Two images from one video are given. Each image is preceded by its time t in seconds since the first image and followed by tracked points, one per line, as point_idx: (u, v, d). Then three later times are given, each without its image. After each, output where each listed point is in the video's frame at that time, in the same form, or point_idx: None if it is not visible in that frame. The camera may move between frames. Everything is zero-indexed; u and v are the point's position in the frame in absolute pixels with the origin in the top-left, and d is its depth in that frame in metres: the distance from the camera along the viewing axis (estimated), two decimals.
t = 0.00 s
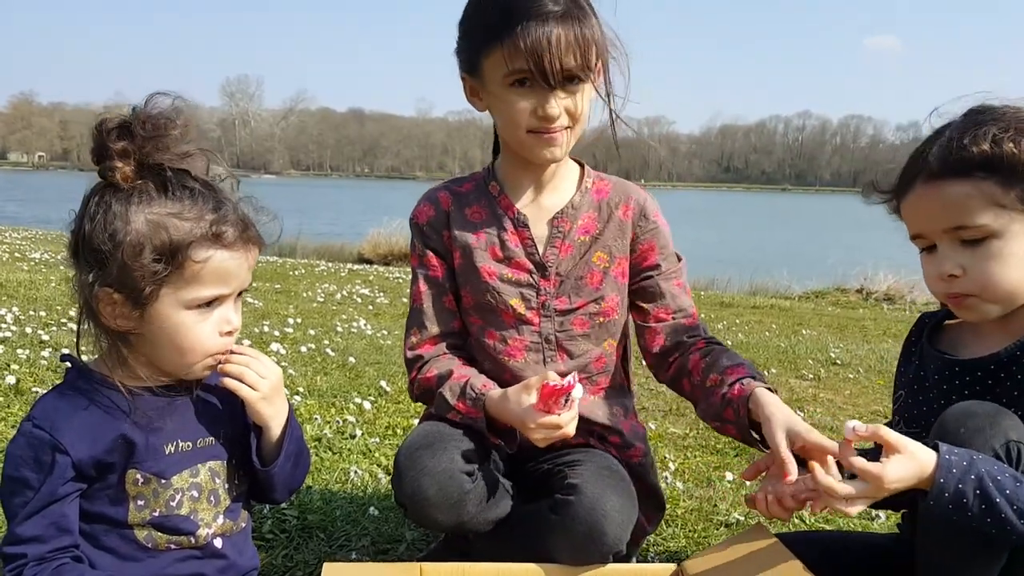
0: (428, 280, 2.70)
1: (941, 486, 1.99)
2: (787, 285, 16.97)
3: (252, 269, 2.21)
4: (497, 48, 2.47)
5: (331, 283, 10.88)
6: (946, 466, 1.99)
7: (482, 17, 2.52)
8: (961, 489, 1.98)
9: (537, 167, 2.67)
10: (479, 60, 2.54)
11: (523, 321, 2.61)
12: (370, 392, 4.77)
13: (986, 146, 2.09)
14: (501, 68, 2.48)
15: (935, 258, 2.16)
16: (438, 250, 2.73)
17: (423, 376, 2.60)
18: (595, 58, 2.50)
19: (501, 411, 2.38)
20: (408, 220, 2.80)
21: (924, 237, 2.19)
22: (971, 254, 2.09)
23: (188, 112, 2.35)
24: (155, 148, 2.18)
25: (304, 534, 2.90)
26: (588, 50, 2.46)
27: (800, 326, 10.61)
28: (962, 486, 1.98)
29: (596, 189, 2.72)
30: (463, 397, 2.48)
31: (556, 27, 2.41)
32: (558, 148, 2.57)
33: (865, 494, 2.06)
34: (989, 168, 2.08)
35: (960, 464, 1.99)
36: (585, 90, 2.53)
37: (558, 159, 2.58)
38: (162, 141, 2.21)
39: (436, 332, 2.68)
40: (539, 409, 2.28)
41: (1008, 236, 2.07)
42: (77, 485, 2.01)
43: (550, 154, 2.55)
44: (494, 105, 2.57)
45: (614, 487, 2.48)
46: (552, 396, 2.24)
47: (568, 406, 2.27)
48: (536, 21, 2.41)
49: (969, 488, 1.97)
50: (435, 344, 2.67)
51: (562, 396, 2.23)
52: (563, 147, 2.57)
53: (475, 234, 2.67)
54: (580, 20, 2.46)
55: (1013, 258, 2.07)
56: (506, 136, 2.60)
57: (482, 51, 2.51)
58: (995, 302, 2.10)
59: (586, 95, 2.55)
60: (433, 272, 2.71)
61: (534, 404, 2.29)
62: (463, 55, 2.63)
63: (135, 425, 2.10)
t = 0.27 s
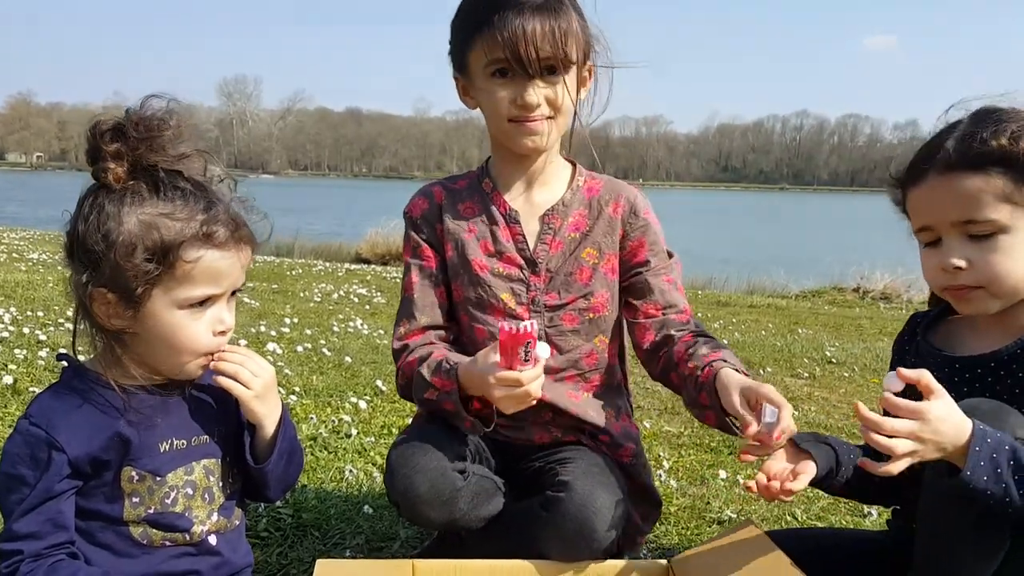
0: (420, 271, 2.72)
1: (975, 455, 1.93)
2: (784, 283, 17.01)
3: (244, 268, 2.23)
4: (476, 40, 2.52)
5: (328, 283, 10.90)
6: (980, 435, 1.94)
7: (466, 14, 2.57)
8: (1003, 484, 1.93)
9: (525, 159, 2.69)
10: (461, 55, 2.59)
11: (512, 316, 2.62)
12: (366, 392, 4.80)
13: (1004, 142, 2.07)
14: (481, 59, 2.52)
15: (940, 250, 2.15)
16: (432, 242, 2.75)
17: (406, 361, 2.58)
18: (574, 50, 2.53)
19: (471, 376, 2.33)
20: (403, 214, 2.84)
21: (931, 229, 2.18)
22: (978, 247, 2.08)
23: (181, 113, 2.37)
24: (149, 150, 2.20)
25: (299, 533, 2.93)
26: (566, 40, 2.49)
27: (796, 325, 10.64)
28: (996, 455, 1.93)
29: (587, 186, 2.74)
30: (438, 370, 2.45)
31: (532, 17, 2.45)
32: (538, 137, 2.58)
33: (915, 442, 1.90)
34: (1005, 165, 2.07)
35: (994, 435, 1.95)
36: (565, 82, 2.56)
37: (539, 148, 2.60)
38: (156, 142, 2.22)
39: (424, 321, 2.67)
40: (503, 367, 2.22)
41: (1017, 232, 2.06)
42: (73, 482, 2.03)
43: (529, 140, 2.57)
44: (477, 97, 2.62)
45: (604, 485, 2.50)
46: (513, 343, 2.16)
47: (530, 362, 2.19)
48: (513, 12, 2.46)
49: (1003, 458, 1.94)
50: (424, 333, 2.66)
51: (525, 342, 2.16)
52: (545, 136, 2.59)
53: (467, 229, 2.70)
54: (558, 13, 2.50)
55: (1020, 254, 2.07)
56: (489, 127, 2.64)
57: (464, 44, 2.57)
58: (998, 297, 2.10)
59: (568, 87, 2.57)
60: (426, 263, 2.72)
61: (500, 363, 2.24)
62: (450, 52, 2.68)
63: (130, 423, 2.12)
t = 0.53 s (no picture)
0: (424, 262, 2.73)
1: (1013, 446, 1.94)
2: (784, 283, 17.02)
3: (245, 265, 2.25)
4: (477, 40, 2.54)
5: (329, 282, 10.92)
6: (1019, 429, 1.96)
7: (467, 14, 2.59)
8: None
9: (526, 156, 2.70)
10: (463, 55, 2.62)
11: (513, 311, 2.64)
12: (368, 390, 4.81)
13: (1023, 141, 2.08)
14: (481, 58, 2.55)
15: (950, 240, 2.17)
16: (435, 236, 2.76)
17: (405, 349, 2.60)
18: (573, 49, 2.55)
19: (458, 350, 2.41)
20: (407, 209, 2.85)
21: (943, 220, 2.19)
22: (990, 240, 2.09)
23: (182, 111, 2.38)
24: (151, 148, 2.22)
25: (302, 528, 2.94)
26: (563, 38, 2.51)
27: (796, 324, 10.66)
28: None
29: (589, 184, 2.74)
30: (432, 350, 2.50)
31: (530, 17, 2.47)
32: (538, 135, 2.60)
33: (950, 431, 1.93)
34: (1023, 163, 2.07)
35: None
36: (564, 80, 2.58)
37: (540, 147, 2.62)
38: (158, 140, 2.24)
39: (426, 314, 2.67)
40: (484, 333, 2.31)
41: None
42: (78, 477, 2.05)
43: (529, 139, 2.59)
44: (478, 96, 2.64)
45: (605, 480, 2.51)
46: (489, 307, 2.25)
47: (508, 328, 2.27)
48: (511, 12, 2.48)
49: None
50: (424, 324, 2.65)
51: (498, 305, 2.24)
52: (546, 133, 2.60)
53: (471, 223, 2.71)
54: (557, 13, 2.51)
55: None
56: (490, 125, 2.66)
57: (465, 44, 2.59)
58: (1006, 291, 2.12)
59: (568, 86, 2.59)
60: (429, 255, 2.73)
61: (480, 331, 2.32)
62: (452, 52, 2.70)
63: (134, 418, 2.14)
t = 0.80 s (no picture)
0: (424, 261, 2.73)
1: None
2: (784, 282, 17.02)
3: (241, 265, 2.25)
4: (472, 45, 2.55)
5: (329, 282, 10.92)
6: None
7: (463, 18, 2.59)
8: None
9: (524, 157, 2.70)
10: (461, 59, 2.63)
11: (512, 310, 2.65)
12: (368, 390, 4.82)
13: None
14: (477, 63, 2.56)
15: (993, 236, 2.19)
16: (435, 235, 2.76)
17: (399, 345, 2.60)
18: (569, 51, 2.54)
19: (447, 345, 2.39)
20: (408, 209, 2.86)
21: (990, 214, 2.20)
22: None
23: (179, 111, 2.38)
24: (148, 150, 2.22)
25: (303, 529, 2.95)
26: (559, 42, 2.50)
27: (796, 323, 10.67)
28: None
29: (588, 184, 2.73)
30: (424, 345, 2.50)
31: (524, 21, 2.46)
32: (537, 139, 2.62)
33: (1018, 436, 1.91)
34: None
35: None
36: (562, 82, 2.58)
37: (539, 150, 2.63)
38: (155, 141, 2.24)
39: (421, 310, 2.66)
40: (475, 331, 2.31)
41: None
42: (80, 478, 2.06)
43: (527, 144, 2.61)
44: (477, 99, 2.66)
45: (605, 480, 2.51)
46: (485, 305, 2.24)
47: (501, 328, 2.27)
48: (506, 16, 2.48)
49: None
50: (421, 322, 2.65)
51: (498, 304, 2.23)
52: (545, 136, 2.62)
53: (472, 224, 2.71)
54: (550, 15, 2.50)
55: None
56: (488, 128, 2.68)
57: (461, 49, 2.60)
58: None
59: (565, 88, 2.59)
60: (429, 254, 2.73)
61: (473, 327, 2.32)
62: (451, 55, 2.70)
63: (135, 419, 2.14)
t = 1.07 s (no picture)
0: (422, 264, 2.73)
1: None
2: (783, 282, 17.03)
3: (240, 265, 2.25)
4: (453, 53, 2.53)
5: (328, 283, 10.93)
6: None
7: (445, 24, 2.57)
8: None
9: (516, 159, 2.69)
10: (445, 66, 2.61)
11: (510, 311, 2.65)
12: (368, 390, 4.83)
13: None
14: (459, 71, 2.54)
15: (1010, 249, 2.18)
16: (432, 238, 2.77)
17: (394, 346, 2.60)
18: (549, 54, 2.50)
19: (440, 346, 2.40)
20: (404, 212, 2.86)
21: (1010, 227, 2.18)
22: None
23: (180, 113, 2.38)
24: (149, 152, 2.22)
25: (302, 529, 2.95)
26: (535, 47, 2.46)
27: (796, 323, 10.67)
28: None
29: (581, 182, 2.73)
30: (416, 346, 2.51)
31: (498, 28, 2.43)
32: (523, 143, 2.61)
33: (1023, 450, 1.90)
34: None
35: None
36: (544, 86, 2.54)
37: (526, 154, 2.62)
38: (155, 144, 2.24)
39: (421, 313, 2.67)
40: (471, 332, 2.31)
41: None
42: (79, 480, 2.06)
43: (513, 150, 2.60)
44: (463, 104, 2.65)
45: (602, 480, 2.51)
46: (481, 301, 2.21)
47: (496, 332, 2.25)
48: (481, 25, 2.45)
49: None
50: (417, 324, 2.65)
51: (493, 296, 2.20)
52: (530, 139, 2.60)
53: (467, 225, 2.72)
54: (526, 20, 2.46)
55: None
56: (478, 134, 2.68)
57: (445, 56, 2.59)
58: None
59: (548, 91, 2.55)
60: (426, 256, 2.73)
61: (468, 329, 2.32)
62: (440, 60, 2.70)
63: (135, 421, 2.14)
